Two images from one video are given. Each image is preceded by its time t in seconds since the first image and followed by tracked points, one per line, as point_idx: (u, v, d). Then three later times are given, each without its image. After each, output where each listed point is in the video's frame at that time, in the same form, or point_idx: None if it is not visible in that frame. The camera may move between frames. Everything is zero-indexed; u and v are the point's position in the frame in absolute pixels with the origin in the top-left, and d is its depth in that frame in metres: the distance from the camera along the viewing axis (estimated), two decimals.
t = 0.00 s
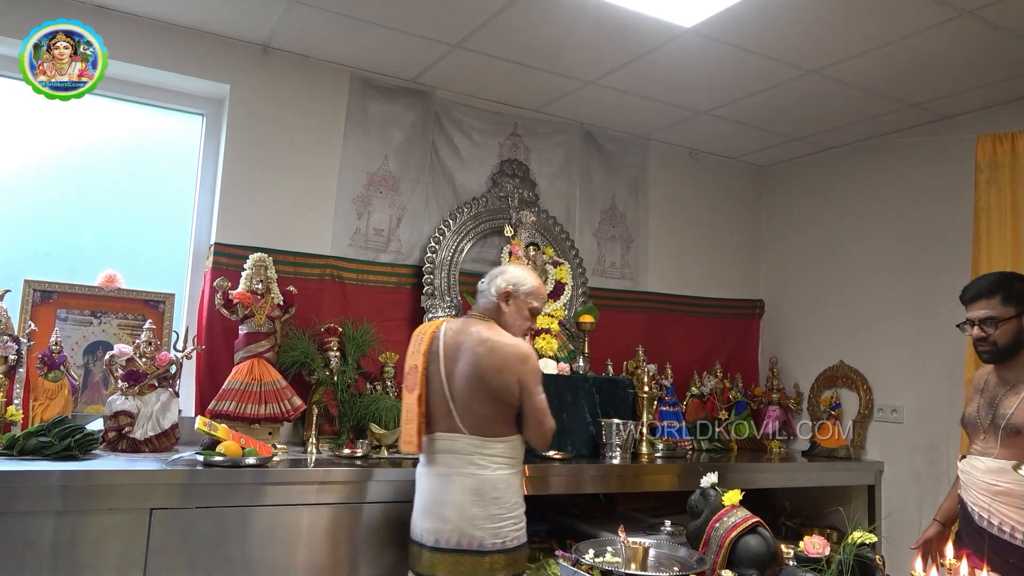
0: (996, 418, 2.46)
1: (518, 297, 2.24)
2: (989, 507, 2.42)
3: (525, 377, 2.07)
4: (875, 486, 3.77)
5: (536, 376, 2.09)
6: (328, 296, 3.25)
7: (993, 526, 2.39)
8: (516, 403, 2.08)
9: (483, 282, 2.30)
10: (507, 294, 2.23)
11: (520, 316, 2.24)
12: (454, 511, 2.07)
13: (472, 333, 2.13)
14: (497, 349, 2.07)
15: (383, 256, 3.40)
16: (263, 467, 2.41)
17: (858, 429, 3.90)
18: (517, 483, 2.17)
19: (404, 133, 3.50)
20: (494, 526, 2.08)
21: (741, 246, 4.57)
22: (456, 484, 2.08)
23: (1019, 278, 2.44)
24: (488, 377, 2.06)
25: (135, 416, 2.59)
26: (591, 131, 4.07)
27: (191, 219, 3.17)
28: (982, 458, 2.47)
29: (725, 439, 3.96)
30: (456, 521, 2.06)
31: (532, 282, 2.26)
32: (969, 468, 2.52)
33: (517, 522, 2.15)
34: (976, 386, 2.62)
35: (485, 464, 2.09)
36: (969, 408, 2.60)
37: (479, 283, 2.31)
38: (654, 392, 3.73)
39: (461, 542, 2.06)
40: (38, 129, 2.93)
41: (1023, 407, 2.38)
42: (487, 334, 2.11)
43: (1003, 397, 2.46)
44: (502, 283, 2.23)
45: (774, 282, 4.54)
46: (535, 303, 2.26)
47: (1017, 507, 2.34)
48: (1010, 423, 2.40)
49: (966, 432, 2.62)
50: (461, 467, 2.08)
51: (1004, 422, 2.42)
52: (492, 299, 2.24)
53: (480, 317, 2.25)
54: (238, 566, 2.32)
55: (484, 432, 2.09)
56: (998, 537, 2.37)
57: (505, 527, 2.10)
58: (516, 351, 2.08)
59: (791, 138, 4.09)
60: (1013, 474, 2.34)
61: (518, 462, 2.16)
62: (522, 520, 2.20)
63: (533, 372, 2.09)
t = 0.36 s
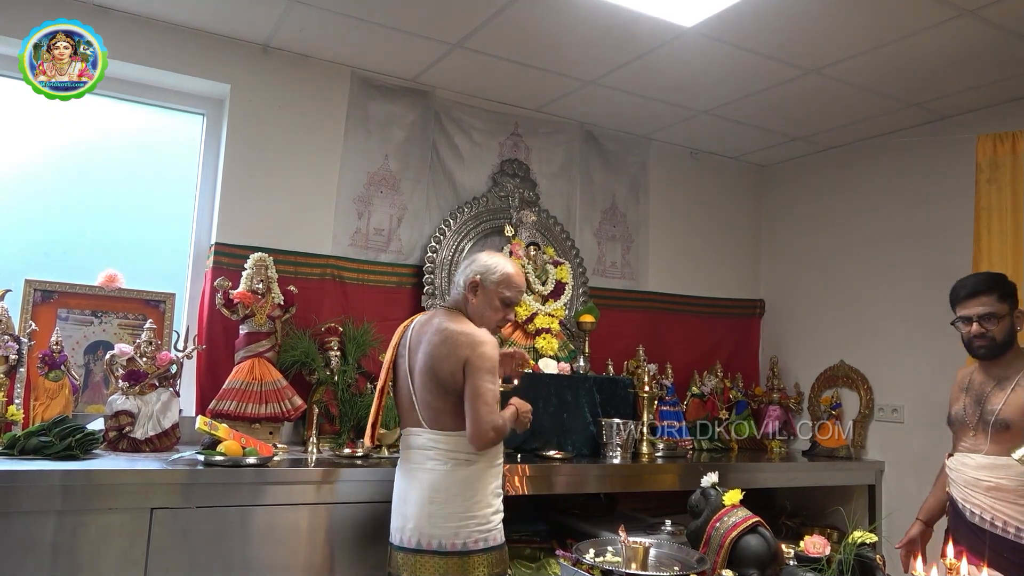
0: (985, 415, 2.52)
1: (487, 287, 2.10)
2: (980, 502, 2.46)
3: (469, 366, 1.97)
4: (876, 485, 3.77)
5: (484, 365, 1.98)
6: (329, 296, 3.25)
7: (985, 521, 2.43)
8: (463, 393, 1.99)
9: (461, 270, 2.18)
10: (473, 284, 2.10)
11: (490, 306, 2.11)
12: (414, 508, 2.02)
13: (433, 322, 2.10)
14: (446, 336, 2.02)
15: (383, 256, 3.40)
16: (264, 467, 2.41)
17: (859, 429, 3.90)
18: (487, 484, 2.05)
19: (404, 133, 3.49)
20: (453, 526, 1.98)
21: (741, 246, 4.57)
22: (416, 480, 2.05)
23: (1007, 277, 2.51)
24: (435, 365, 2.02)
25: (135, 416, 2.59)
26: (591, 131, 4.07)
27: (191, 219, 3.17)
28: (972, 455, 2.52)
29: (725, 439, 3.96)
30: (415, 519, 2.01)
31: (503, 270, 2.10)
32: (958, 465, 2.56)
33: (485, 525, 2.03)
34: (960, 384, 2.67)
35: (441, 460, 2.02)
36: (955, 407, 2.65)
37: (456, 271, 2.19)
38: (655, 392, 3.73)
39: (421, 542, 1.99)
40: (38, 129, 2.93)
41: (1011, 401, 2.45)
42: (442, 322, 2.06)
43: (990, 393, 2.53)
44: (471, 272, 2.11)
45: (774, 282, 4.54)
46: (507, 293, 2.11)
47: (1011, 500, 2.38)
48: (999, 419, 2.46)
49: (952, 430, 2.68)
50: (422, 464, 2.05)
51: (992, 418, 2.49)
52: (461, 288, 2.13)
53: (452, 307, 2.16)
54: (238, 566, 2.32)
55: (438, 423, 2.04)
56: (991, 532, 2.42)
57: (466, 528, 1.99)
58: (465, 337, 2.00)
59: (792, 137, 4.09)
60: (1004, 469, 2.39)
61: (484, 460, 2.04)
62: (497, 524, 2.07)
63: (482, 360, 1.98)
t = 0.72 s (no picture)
0: (974, 414, 2.53)
1: (507, 287, 1.95)
2: (973, 499, 2.48)
3: (483, 374, 1.82)
4: (876, 485, 3.77)
5: (499, 373, 1.83)
6: (329, 296, 3.25)
7: (980, 518, 2.45)
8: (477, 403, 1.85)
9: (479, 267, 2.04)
10: (491, 283, 1.96)
11: (511, 308, 1.96)
12: (425, 524, 1.87)
13: (446, 325, 1.95)
14: (458, 341, 1.87)
15: (384, 255, 3.40)
16: (265, 467, 2.41)
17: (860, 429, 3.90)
18: (504, 499, 1.88)
19: (404, 133, 3.49)
20: (467, 545, 1.83)
21: (742, 246, 4.57)
22: (428, 493, 1.89)
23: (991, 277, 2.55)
24: (448, 372, 1.87)
25: (136, 416, 2.59)
26: (592, 131, 4.07)
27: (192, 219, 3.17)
28: (963, 453, 2.54)
29: (726, 439, 3.96)
30: (426, 536, 1.86)
31: (524, 270, 1.95)
32: (950, 463, 2.58)
33: (504, 543, 1.87)
34: (947, 386, 2.68)
35: (455, 472, 1.86)
36: (943, 408, 2.66)
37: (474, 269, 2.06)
38: (656, 392, 3.73)
39: (435, 560, 1.84)
40: (38, 129, 2.93)
41: (998, 399, 2.47)
42: (455, 325, 1.92)
43: (978, 392, 2.54)
44: (490, 271, 1.97)
45: (775, 282, 4.54)
46: (528, 294, 1.96)
47: (1001, 496, 2.40)
48: (989, 416, 2.47)
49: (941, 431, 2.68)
50: (435, 475, 1.89)
51: (982, 416, 2.50)
52: (479, 289, 1.98)
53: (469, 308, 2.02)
54: (239, 565, 2.32)
55: (451, 434, 1.89)
56: (985, 528, 2.44)
57: (482, 548, 1.83)
58: (480, 342, 1.85)
59: (792, 137, 4.09)
60: (995, 466, 2.41)
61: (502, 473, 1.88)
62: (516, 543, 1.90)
63: (497, 367, 1.83)
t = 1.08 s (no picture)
0: (967, 413, 2.54)
1: (567, 290, 1.80)
2: (969, 498, 2.47)
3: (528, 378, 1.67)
4: (877, 485, 3.77)
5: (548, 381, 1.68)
6: (330, 296, 3.25)
7: (976, 516, 2.45)
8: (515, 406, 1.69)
9: (538, 260, 1.89)
10: (552, 283, 1.80)
11: (567, 313, 1.82)
12: (455, 538, 1.77)
13: (496, 318, 1.81)
14: (509, 337, 1.73)
15: (384, 255, 3.40)
16: (265, 467, 2.42)
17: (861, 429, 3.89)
18: (540, 514, 1.79)
19: (405, 133, 3.49)
20: (501, 563, 1.73)
21: (743, 246, 4.57)
22: (460, 503, 1.78)
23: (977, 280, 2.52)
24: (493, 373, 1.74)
25: (136, 416, 2.60)
26: (592, 130, 4.06)
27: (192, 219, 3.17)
28: (957, 452, 2.54)
29: (726, 439, 3.96)
30: (456, 550, 1.76)
31: (589, 274, 1.80)
32: (943, 463, 2.58)
33: (537, 561, 1.78)
34: (938, 386, 2.71)
35: (490, 483, 1.75)
36: (935, 407, 2.68)
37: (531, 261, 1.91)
38: (656, 392, 3.73)
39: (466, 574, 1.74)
40: (37, 129, 2.93)
41: (990, 398, 2.48)
42: (507, 321, 1.77)
43: (969, 392, 2.56)
44: (551, 270, 1.82)
45: (776, 282, 4.54)
46: (588, 300, 1.81)
47: (996, 493, 2.41)
48: (982, 415, 2.48)
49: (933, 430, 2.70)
50: (468, 484, 1.77)
51: (973, 415, 2.51)
52: (536, 286, 1.84)
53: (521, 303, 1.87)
54: (239, 564, 2.32)
55: (490, 441, 1.77)
56: (982, 527, 2.43)
57: (515, 565, 1.74)
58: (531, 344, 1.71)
59: (792, 137, 4.09)
60: (990, 464, 2.42)
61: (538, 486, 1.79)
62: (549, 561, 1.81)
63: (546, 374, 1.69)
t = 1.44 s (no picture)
0: (963, 413, 2.54)
1: (585, 285, 1.80)
2: (968, 498, 2.48)
3: (549, 389, 1.67)
4: (877, 485, 3.76)
5: (567, 388, 1.67)
6: (330, 296, 3.25)
7: (976, 516, 2.45)
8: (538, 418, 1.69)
9: (552, 253, 1.89)
10: (570, 278, 1.80)
11: (585, 309, 1.82)
12: (462, 542, 1.76)
13: (511, 317, 1.81)
14: (525, 342, 1.72)
15: (385, 255, 3.40)
16: (266, 467, 2.42)
17: (861, 429, 3.89)
18: (549, 519, 1.78)
19: (405, 133, 3.49)
20: (507, 568, 1.72)
21: (743, 246, 4.57)
22: (468, 505, 1.78)
23: (961, 285, 2.52)
24: (507, 375, 1.73)
25: (137, 416, 2.60)
26: (592, 130, 4.06)
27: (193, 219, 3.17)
28: (955, 452, 2.54)
29: (727, 439, 3.96)
30: (462, 554, 1.76)
31: (607, 269, 1.79)
32: (941, 464, 2.58)
33: (544, 568, 1.77)
34: (931, 387, 2.71)
35: (498, 487, 1.75)
36: (930, 407, 2.68)
37: (545, 254, 1.91)
38: (656, 392, 3.74)
39: None
40: (37, 129, 2.93)
41: (988, 398, 2.48)
42: (523, 321, 1.77)
43: (965, 392, 2.56)
44: (568, 265, 1.81)
45: (776, 282, 4.54)
46: (606, 296, 1.81)
47: (996, 493, 2.41)
48: (979, 414, 2.49)
49: (929, 430, 2.71)
50: (476, 487, 1.78)
51: (969, 415, 2.52)
52: (553, 282, 1.84)
53: (537, 298, 1.88)
54: (240, 564, 2.32)
55: (501, 445, 1.76)
56: (982, 526, 2.43)
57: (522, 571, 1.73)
58: (548, 347, 1.71)
59: (793, 138, 4.09)
60: (989, 463, 2.43)
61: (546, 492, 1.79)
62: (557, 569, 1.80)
63: (566, 381, 1.68)
